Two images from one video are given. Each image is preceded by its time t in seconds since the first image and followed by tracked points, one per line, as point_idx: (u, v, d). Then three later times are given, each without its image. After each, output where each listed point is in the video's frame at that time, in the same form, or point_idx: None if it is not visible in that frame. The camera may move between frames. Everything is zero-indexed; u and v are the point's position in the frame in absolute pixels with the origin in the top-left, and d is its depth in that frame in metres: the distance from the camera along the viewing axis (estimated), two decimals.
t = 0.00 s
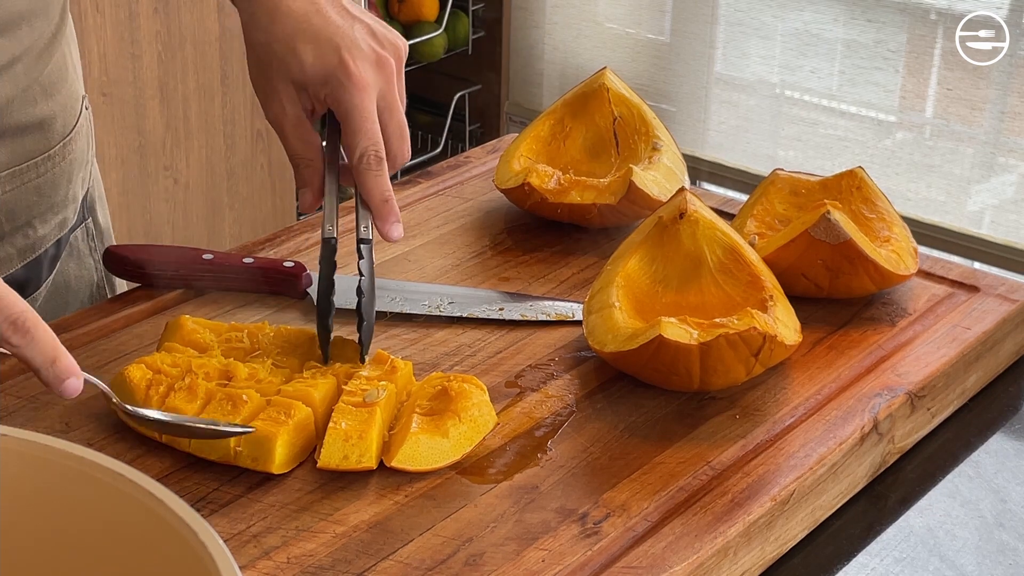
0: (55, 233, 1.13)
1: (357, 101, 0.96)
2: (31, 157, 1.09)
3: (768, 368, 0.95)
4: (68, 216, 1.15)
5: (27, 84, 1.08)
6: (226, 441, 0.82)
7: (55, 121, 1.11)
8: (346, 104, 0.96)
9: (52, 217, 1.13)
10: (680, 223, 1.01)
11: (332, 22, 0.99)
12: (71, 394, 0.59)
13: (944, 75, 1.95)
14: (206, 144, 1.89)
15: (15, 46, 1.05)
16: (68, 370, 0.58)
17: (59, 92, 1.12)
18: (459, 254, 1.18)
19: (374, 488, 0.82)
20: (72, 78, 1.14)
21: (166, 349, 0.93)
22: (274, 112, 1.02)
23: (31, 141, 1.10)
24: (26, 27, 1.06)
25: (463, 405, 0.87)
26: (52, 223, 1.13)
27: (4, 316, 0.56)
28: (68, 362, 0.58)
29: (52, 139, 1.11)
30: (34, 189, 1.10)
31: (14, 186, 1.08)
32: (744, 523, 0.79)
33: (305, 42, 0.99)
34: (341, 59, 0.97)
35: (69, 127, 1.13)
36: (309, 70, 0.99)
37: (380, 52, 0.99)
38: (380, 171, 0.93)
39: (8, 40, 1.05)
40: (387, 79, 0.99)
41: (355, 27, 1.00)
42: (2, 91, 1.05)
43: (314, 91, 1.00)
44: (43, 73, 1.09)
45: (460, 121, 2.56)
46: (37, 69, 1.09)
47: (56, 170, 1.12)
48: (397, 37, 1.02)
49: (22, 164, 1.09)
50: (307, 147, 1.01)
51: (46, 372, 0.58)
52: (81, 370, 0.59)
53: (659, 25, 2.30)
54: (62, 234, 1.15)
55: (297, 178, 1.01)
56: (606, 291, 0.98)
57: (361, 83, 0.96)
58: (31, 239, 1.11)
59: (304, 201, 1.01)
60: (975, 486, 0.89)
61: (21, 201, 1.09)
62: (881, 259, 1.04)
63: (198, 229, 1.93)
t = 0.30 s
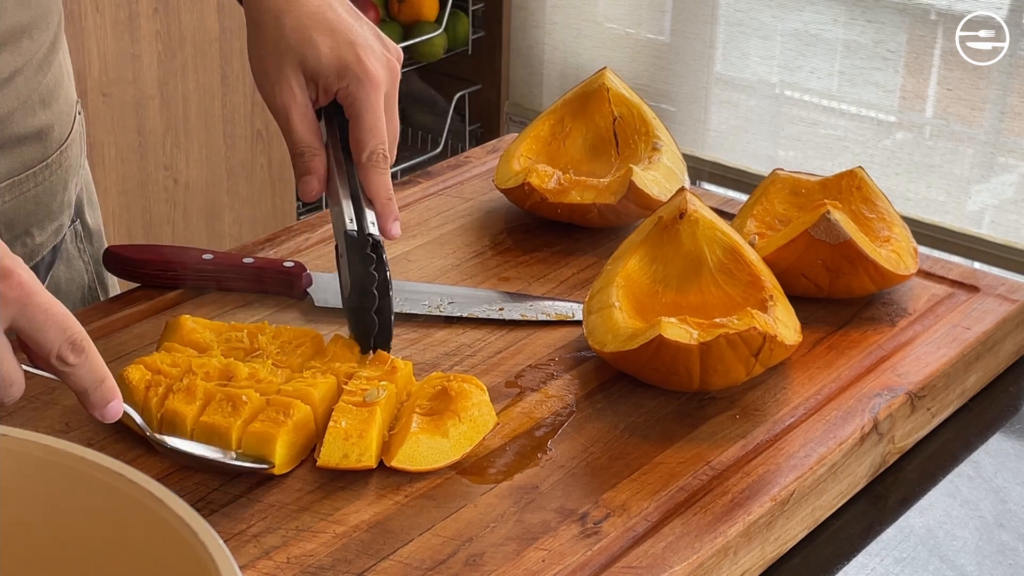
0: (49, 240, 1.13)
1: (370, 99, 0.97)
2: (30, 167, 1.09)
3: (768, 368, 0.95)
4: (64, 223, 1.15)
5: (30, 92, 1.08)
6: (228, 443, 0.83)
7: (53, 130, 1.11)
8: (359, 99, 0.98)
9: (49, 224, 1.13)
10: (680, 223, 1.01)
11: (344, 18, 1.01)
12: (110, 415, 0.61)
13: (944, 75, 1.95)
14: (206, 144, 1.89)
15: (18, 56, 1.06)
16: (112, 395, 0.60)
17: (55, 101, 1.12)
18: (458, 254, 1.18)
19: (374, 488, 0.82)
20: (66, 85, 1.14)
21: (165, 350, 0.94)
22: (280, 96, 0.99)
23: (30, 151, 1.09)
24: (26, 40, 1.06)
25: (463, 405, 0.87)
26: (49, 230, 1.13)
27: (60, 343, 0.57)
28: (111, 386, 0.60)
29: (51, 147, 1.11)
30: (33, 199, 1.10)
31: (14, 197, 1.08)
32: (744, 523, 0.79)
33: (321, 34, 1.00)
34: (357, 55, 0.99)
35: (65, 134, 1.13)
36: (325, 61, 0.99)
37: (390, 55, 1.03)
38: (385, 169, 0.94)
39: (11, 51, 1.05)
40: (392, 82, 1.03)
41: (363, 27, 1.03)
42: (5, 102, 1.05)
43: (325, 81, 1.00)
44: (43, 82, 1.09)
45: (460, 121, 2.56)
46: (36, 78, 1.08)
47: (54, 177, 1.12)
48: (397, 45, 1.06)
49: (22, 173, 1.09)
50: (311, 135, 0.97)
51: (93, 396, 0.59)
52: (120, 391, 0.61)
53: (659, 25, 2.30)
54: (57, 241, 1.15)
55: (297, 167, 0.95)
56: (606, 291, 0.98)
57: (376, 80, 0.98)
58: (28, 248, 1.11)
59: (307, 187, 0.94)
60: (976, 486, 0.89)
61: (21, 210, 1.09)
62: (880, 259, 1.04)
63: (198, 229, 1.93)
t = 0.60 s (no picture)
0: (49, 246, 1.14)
1: (382, 90, 0.97)
2: (32, 174, 1.10)
3: (768, 368, 0.95)
4: (65, 229, 1.16)
5: (31, 98, 1.08)
6: (222, 446, 0.83)
7: (54, 137, 1.11)
8: (373, 90, 0.97)
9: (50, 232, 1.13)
10: (680, 223, 1.01)
11: (356, 7, 1.01)
12: (125, 411, 0.64)
13: (944, 75, 1.95)
14: (206, 144, 1.89)
15: (18, 63, 1.06)
16: (131, 391, 0.63)
17: (56, 109, 1.11)
18: (459, 254, 1.18)
19: (373, 488, 0.82)
20: (67, 91, 1.14)
21: (168, 345, 0.95)
22: (291, 92, 0.99)
23: (32, 159, 1.09)
24: (27, 47, 1.06)
25: (459, 407, 0.87)
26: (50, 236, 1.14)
27: (100, 338, 0.59)
28: (132, 381, 0.63)
29: (53, 154, 1.11)
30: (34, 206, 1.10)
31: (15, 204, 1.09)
32: (744, 523, 0.79)
33: (331, 26, 0.99)
34: (367, 46, 0.98)
35: (67, 141, 1.13)
36: (335, 53, 0.99)
37: (403, 43, 1.02)
38: (400, 160, 0.94)
39: (11, 58, 1.05)
40: (406, 71, 1.02)
41: (376, 15, 1.02)
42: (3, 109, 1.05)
43: (335, 74, 0.99)
44: (44, 89, 1.09)
45: (460, 121, 2.56)
46: (37, 85, 1.08)
47: (54, 185, 1.12)
48: (413, 31, 1.05)
49: (23, 181, 1.09)
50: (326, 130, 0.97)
51: (116, 388, 0.62)
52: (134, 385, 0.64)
53: (659, 25, 2.31)
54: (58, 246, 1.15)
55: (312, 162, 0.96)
56: (606, 291, 0.98)
57: (387, 71, 0.97)
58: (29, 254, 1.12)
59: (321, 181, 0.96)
60: (976, 486, 0.89)
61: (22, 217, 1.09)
62: (880, 259, 1.04)
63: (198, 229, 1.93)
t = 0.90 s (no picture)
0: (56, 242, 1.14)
1: (372, 97, 0.97)
2: (42, 169, 1.10)
3: (768, 368, 0.95)
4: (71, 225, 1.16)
5: (39, 95, 1.08)
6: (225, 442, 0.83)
7: (62, 132, 1.11)
8: (362, 96, 0.97)
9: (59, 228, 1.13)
10: (680, 223, 1.01)
11: (346, 13, 1.01)
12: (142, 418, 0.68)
13: (944, 75, 1.95)
14: (206, 144, 1.89)
15: (30, 59, 1.05)
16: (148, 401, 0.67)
17: (64, 104, 1.12)
18: (458, 254, 1.18)
19: (372, 488, 0.82)
20: (72, 87, 1.14)
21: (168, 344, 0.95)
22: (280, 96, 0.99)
23: (41, 154, 1.09)
24: (37, 42, 1.06)
25: (457, 407, 0.87)
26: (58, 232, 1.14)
27: (124, 356, 0.62)
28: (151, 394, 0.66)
29: (61, 149, 1.12)
30: (43, 202, 1.11)
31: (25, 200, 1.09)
32: (744, 523, 0.79)
33: (321, 31, 1.00)
34: (357, 53, 0.99)
35: (73, 136, 1.14)
36: (325, 58, 0.99)
37: (392, 48, 1.02)
38: (389, 167, 0.94)
39: (22, 53, 1.05)
40: (394, 77, 1.02)
41: (367, 19, 1.02)
42: (13, 106, 1.05)
43: (324, 78, 1.00)
44: (52, 85, 1.09)
45: (460, 121, 2.56)
46: (46, 80, 1.08)
47: (63, 179, 1.12)
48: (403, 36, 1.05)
49: (34, 177, 1.09)
50: (317, 134, 0.97)
51: (133, 402, 0.65)
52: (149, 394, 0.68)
53: (660, 25, 2.30)
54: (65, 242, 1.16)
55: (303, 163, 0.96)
56: (606, 290, 0.98)
57: (377, 78, 0.98)
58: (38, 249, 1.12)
59: (314, 185, 0.94)
60: (976, 486, 0.89)
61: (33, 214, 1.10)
62: (881, 259, 1.04)
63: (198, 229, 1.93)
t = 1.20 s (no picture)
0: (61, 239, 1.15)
1: (365, 106, 0.97)
2: (46, 167, 1.10)
3: (769, 368, 0.95)
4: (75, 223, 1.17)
5: (43, 93, 1.08)
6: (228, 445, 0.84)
7: (66, 129, 1.12)
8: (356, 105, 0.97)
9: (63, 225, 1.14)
10: (680, 223, 1.01)
11: (339, 21, 1.00)
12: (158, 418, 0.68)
13: (944, 75, 1.95)
14: (206, 144, 1.89)
15: (34, 58, 1.06)
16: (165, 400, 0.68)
17: (67, 101, 1.12)
18: (458, 254, 1.18)
19: (372, 488, 0.82)
20: (74, 85, 1.14)
21: (170, 341, 0.95)
22: (274, 106, 1.01)
23: (45, 152, 1.10)
24: (42, 40, 1.06)
25: (457, 412, 0.86)
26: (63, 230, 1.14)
27: (150, 348, 0.64)
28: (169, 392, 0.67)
29: (65, 146, 1.12)
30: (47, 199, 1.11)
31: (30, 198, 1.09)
32: (744, 523, 0.79)
33: (313, 40, 0.99)
34: (349, 60, 0.98)
35: (77, 132, 1.14)
36: (318, 69, 0.99)
37: (385, 55, 1.01)
38: (384, 174, 0.94)
39: (27, 52, 1.05)
40: (389, 82, 1.01)
41: (360, 26, 1.01)
42: (18, 105, 1.05)
43: (319, 88, 1.00)
44: (54, 84, 1.09)
45: (460, 121, 2.56)
46: (50, 77, 1.08)
47: (68, 176, 1.13)
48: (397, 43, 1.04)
49: (39, 174, 1.10)
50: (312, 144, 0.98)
51: (155, 399, 0.66)
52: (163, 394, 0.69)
53: (659, 25, 2.31)
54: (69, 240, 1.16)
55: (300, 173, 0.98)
56: (606, 290, 0.98)
57: (370, 87, 0.97)
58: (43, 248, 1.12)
59: (312, 193, 0.97)
60: (976, 486, 0.89)
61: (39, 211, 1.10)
62: (881, 259, 1.04)
63: (198, 228, 1.93)
